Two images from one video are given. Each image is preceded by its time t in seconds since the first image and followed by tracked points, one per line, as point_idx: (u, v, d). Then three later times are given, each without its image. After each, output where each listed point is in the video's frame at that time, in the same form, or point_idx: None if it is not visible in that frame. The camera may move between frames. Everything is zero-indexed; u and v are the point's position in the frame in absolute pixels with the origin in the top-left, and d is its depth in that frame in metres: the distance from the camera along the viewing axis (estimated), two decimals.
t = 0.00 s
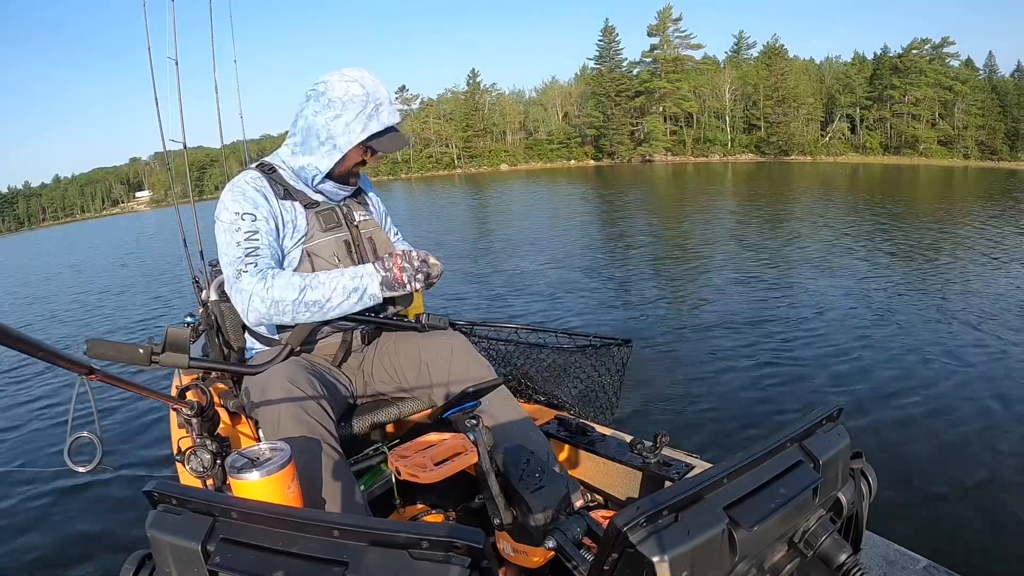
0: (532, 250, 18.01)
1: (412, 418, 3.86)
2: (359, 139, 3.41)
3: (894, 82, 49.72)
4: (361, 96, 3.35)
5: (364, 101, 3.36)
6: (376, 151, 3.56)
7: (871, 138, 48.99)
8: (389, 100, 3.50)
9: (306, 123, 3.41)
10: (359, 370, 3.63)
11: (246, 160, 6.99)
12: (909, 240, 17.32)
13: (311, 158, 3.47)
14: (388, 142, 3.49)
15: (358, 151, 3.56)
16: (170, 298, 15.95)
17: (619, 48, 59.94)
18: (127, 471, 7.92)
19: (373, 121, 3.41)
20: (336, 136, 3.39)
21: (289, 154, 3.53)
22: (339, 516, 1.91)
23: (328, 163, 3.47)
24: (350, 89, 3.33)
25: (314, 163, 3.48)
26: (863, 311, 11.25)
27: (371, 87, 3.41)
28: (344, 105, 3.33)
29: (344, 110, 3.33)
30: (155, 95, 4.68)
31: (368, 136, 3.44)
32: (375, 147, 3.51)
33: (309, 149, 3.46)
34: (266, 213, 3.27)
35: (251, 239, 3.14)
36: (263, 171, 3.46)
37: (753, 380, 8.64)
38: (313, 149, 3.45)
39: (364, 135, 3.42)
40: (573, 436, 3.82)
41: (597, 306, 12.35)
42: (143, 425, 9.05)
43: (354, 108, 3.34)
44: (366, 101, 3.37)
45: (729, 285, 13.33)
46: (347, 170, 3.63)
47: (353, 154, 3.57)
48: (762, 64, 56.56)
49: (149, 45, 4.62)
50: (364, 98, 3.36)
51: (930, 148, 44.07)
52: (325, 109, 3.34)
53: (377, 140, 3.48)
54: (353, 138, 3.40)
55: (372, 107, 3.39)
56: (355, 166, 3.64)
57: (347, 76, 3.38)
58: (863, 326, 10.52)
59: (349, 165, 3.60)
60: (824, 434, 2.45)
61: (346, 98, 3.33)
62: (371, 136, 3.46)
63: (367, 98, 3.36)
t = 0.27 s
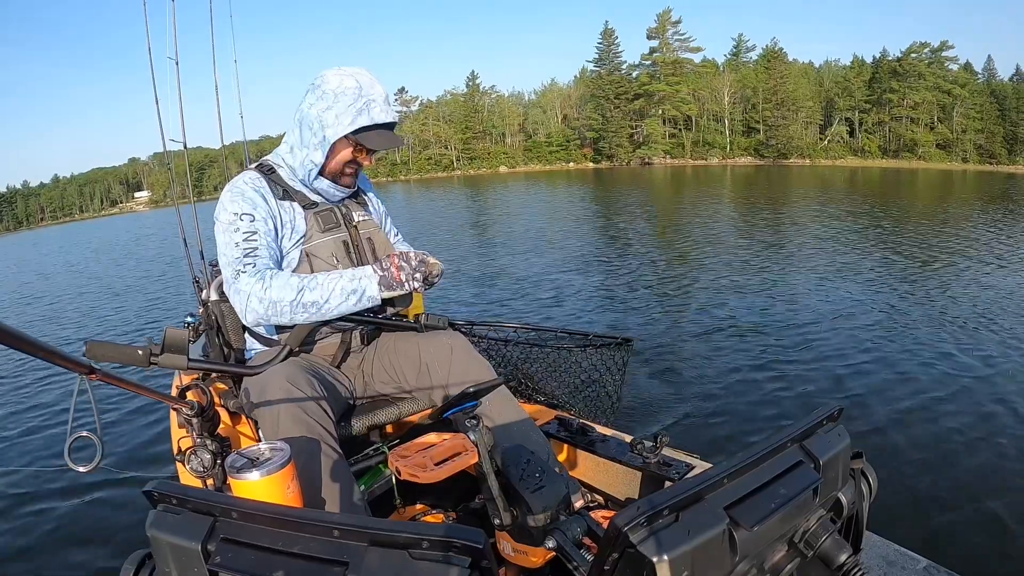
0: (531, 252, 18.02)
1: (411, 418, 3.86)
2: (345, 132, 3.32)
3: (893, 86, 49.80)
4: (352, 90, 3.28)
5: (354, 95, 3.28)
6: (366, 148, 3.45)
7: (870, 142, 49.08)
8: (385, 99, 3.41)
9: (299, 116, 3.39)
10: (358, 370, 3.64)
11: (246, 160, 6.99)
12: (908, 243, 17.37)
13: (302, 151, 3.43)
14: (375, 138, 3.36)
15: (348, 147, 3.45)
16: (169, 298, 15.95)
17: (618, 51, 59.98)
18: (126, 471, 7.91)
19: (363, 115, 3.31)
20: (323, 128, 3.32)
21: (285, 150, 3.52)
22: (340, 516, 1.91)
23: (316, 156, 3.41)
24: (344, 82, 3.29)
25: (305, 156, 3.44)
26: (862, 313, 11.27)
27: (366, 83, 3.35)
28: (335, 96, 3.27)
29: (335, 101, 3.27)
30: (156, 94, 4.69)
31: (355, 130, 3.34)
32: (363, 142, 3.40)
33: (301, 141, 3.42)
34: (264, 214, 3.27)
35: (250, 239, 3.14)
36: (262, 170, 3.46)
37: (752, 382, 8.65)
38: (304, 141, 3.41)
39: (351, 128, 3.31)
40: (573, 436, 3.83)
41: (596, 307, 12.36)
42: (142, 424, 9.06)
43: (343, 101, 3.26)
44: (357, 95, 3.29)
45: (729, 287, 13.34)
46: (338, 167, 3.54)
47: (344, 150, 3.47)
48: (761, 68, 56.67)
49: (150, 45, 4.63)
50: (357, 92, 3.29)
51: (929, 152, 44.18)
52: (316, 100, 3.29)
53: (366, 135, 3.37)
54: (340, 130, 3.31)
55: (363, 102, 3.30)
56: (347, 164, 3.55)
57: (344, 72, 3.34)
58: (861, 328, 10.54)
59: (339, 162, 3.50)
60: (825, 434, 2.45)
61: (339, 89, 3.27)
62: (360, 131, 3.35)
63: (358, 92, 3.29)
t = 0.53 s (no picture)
0: (530, 252, 18.04)
1: (411, 419, 3.86)
2: (342, 132, 3.31)
3: (891, 87, 49.88)
4: (350, 90, 3.28)
5: (352, 95, 3.28)
6: (363, 149, 3.44)
7: (868, 142, 49.16)
8: (384, 100, 3.41)
9: (297, 117, 3.39)
10: (358, 370, 3.64)
11: (246, 159, 6.99)
12: (905, 243, 17.41)
13: (300, 151, 3.44)
14: (372, 138, 3.36)
15: (345, 147, 3.45)
16: (168, 299, 15.94)
17: (617, 52, 60.03)
18: (125, 471, 7.90)
19: (361, 116, 3.31)
20: (321, 128, 3.32)
21: (284, 150, 3.53)
22: (341, 516, 1.91)
23: (314, 157, 3.42)
24: (342, 82, 3.29)
25: (303, 156, 3.44)
26: (861, 314, 11.29)
27: (364, 84, 3.35)
28: (333, 96, 3.27)
29: (333, 102, 3.27)
30: (156, 94, 4.69)
31: (352, 130, 3.34)
32: (361, 144, 3.40)
33: (299, 142, 3.43)
34: (263, 214, 3.26)
35: (249, 239, 3.13)
36: (261, 170, 3.46)
37: (751, 382, 8.66)
38: (302, 141, 3.42)
39: (348, 128, 3.31)
40: (573, 436, 3.83)
41: (595, 307, 12.38)
42: (141, 425, 9.05)
43: (340, 101, 3.27)
44: (355, 95, 3.29)
45: (727, 288, 13.36)
46: (336, 168, 3.54)
47: (342, 151, 3.46)
48: (759, 69, 56.78)
49: (150, 45, 4.64)
50: (354, 93, 3.29)
51: (927, 153, 44.27)
52: (314, 100, 3.30)
53: (363, 135, 3.36)
54: (338, 130, 3.30)
55: (360, 103, 3.30)
56: (345, 165, 3.54)
57: (342, 72, 3.34)
58: (860, 329, 10.55)
59: (337, 162, 3.50)
60: (825, 434, 2.45)
61: (337, 90, 3.27)
62: (357, 132, 3.35)
63: (356, 93, 3.29)
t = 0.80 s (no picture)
0: (529, 251, 18.05)
1: (411, 419, 3.85)
2: (341, 131, 3.31)
3: (890, 84, 49.87)
4: (349, 90, 3.27)
5: (351, 95, 3.28)
6: (362, 149, 3.43)
7: (867, 140, 49.17)
8: (383, 100, 3.40)
9: (296, 117, 3.39)
10: (358, 370, 3.63)
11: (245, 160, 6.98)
12: (905, 241, 17.41)
13: (300, 151, 3.44)
14: (371, 138, 3.35)
15: (345, 147, 3.44)
16: (167, 299, 15.94)
17: (616, 50, 60.00)
18: (125, 471, 7.89)
19: (360, 115, 3.30)
20: (320, 128, 3.32)
21: (283, 149, 3.52)
22: (341, 516, 1.91)
23: (313, 157, 3.42)
24: (341, 82, 3.28)
25: (302, 156, 3.44)
26: (860, 312, 11.29)
27: (363, 84, 3.34)
28: (332, 96, 3.26)
29: (332, 102, 3.26)
30: (156, 95, 4.69)
31: (351, 130, 3.33)
32: (360, 144, 3.38)
33: (299, 142, 3.43)
34: (263, 214, 3.26)
35: (249, 238, 3.13)
36: (261, 170, 3.45)
37: (751, 381, 8.66)
38: (302, 141, 3.41)
39: (348, 128, 3.30)
40: (573, 436, 3.83)
41: (594, 306, 12.39)
42: (142, 425, 9.04)
43: (339, 101, 3.26)
44: (354, 96, 3.28)
45: (726, 286, 13.36)
46: (335, 168, 3.53)
47: (341, 151, 3.46)
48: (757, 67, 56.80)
49: (149, 45, 4.64)
50: (353, 92, 3.29)
51: (926, 150, 44.28)
52: (313, 100, 3.29)
53: (363, 135, 3.35)
54: (337, 130, 3.30)
55: (359, 102, 3.30)
56: (345, 165, 3.54)
57: (341, 72, 3.34)
58: (860, 327, 10.56)
59: (336, 162, 3.49)
60: (825, 434, 2.45)
61: (335, 90, 3.27)
62: (356, 132, 3.34)
63: (355, 93, 3.28)
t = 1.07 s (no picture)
0: (529, 250, 18.06)
1: (411, 419, 3.85)
2: (342, 131, 3.31)
3: (889, 82, 49.85)
4: (349, 90, 3.27)
5: (351, 95, 3.27)
6: (363, 149, 3.43)
7: (866, 138, 49.16)
8: (383, 99, 3.40)
9: (297, 117, 3.39)
10: (358, 369, 3.63)
11: (245, 159, 6.98)
12: (904, 239, 17.38)
13: (301, 151, 3.44)
14: (372, 138, 3.34)
15: (345, 147, 3.44)
16: (167, 299, 15.95)
17: (615, 49, 59.96)
18: (126, 471, 7.90)
19: (360, 115, 3.30)
20: (321, 128, 3.32)
21: (284, 150, 3.52)
22: (342, 516, 1.91)
23: (314, 157, 3.42)
24: (341, 82, 3.28)
25: (303, 156, 3.44)
26: (860, 311, 11.29)
27: (364, 83, 3.34)
28: (332, 96, 3.26)
29: (332, 101, 3.26)
30: (156, 95, 4.69)
31: (352, 129, 3.32)
32: (360, 143, 3.38)
33: (300, 142, 3.43)
34: (265, 213, 3.26)
35: (251, 237, 3.13)
36: (262, 170, 3.45)
37: (751, 380, 8.66)
38: (302, 142, 3.42)
39: (348, 128, 3.30)
40: (574, 436, 3.83)
41: (594, 305, 12.40)
42: (142, 425, 9.04)
43: (340, 101, 3.26)
44: (354, 95, 3.28)
45: (726, 285, 13.35)
46: (336, 168, 3.53)
47: (341, 151, 3.45)
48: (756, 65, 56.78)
49: (150, 46, 4.64)
50: (354, 92, 3.28)
51: (925, 148, 44.27)
52: (314, 100, 3.30)
53: (363, 135, 3.35)
54: (338, 130, 3.30)
55: (360, 102, 3.29)
56: (346, 165, 3.54)
57: (342, 72, 3.33)
58: (860, 326, 10.56)
59: (337, 162, 3.49)
60: (825, 434, 2.45)
61: (336, 90, 3.27)
62: (357, 132, 3.34)
63: (355, 93, 3.28)
